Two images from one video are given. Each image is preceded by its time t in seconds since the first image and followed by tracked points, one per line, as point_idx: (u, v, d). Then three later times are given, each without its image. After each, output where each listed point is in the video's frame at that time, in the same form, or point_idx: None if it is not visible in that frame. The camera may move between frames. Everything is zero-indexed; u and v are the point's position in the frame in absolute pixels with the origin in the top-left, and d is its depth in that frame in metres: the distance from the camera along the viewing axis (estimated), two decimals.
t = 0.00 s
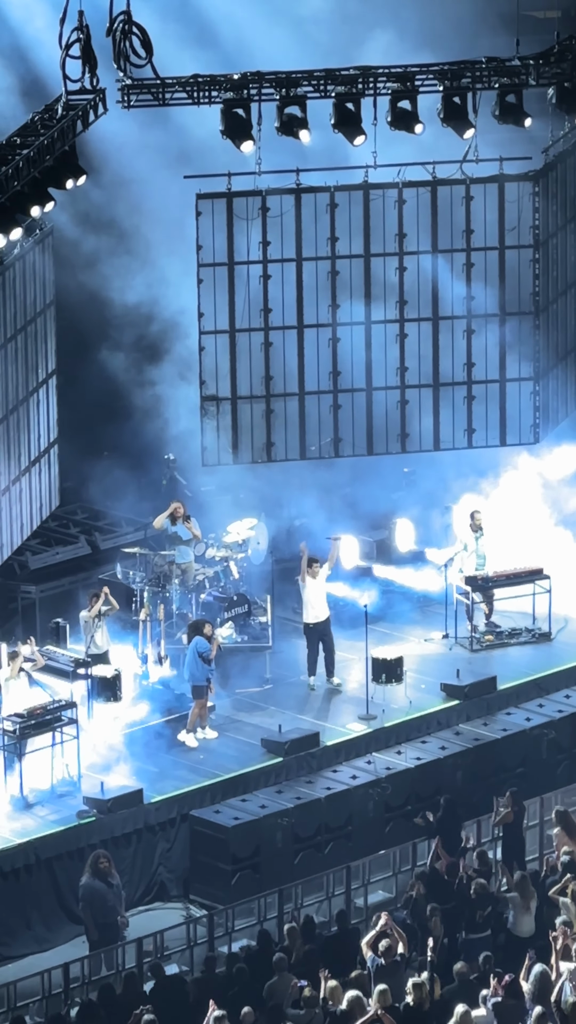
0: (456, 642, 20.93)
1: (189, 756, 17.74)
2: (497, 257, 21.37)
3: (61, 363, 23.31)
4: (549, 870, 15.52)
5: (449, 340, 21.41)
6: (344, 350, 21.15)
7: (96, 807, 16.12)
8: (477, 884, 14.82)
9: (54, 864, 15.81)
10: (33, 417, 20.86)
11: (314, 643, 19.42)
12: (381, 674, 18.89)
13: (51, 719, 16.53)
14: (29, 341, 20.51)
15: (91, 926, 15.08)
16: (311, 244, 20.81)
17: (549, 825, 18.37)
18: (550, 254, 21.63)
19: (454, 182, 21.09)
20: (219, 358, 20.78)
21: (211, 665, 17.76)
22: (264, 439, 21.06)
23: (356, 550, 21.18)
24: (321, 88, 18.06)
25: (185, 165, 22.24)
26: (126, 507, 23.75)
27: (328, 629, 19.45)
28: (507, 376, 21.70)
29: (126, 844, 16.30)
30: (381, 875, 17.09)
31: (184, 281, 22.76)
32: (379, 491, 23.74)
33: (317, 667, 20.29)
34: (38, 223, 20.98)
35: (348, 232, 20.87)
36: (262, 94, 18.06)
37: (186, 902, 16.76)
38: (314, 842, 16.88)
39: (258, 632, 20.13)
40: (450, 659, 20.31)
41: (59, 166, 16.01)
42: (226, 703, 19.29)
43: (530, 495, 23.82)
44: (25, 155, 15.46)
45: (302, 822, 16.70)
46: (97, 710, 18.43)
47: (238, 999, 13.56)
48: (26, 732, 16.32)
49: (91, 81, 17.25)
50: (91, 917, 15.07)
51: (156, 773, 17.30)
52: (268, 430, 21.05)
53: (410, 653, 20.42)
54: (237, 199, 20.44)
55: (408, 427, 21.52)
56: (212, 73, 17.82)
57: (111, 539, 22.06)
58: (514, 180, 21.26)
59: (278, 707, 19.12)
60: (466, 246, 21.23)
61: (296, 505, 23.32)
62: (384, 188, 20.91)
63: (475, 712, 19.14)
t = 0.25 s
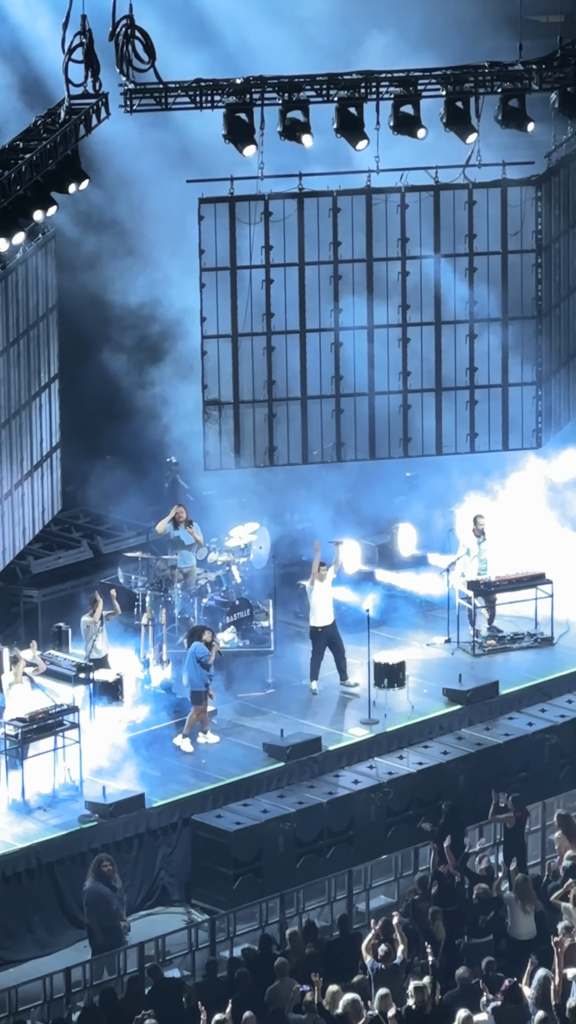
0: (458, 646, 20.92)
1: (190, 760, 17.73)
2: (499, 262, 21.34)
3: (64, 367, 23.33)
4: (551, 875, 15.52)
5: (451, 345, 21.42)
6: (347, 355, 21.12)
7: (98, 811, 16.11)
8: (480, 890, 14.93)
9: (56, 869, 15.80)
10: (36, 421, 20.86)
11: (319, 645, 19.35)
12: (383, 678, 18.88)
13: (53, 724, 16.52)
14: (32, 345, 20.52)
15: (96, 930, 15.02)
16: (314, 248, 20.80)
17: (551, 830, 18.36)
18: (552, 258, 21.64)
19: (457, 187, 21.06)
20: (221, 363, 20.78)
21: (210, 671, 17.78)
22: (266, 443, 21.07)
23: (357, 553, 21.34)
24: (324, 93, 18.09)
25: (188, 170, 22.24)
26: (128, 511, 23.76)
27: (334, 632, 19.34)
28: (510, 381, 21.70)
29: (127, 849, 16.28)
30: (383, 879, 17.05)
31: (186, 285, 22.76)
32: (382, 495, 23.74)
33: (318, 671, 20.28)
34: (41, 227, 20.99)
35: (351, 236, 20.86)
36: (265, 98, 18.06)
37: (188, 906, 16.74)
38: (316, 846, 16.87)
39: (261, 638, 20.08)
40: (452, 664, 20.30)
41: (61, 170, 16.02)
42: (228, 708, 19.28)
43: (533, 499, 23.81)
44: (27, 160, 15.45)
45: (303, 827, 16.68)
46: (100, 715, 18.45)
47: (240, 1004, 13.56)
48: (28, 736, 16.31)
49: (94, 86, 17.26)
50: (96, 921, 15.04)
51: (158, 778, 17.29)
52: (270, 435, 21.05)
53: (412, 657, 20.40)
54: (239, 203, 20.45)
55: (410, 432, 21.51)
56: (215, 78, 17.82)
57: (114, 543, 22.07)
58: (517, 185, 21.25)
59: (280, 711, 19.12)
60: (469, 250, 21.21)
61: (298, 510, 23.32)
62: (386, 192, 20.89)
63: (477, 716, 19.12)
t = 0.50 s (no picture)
0: (460, 649, 20.91)
1: (191, 764, 17.71)
2: (501, 265, 21.33)
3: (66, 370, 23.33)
4: (552, 878, 15.52)
5: (453, 348, 21.41)
6: (349, 358, 21.09)
7: (99, 814, 16.10)
8: (482, 892, 15.03)
9: (58, 872, 15.79)
10: (37, 424, 20.86)
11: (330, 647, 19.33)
12: (385, 682, 18.87)
13: (54, 726, 16.51)
14: (33, 348, 20.53)
15: (102, 931, 15.06)
16: (316, 251, 20.78)
17: (552, 833, 18.35)
18: (555, 261, 21.64)
19: (459, 190, 21.06)
20: (223, 366, 20.76)
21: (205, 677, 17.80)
22: (269, 445, 21.03)
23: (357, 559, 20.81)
24: (327, 96, 18.22)
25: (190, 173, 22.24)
26: (130, 513, 23.78)
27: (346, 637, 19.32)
28: (512, 385, 21.68)
29: (129, 852, 16.26)
30: (385, 882, 17.02)
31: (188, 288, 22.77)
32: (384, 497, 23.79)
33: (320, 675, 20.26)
34: (43, 230, 20.99)
35: (353, 239, 20.84)
36: (267, 101, 18.06)
37: (189, 909, 16.79)
38: (317, 849, 16.87)
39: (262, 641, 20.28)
40: (454, 667, 20.29)
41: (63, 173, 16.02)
42: (230, 711, 19.27)
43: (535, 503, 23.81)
44: (29, 163, 15.46)
45: (305, 830, 16.67)
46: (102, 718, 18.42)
47: (241, 1008, 13.55)
48: (29, 739, 16.30)
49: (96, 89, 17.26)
50: (102, 923, 15.06)
51: (159, 781, 17.28)
52: (272, 437, 21.03)
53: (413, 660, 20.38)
54: (241, 206, 20.46)
55: (412, 435, 21.49)
56: (217, 81, 17.81)
57: (115, 546, 22.08)
58: (520, 188, 21.25)
59: (282, 714, 19.12)
60: (471, 253, 21.20)
61: (299, 512, 23.33)
62: (389, 196, 20.87)
63: (478, 720, 19.11)
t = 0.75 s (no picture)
0: (458, 653, 20.90)
1: (190, 767, 17.71)
2: (500, 268, 21.33)
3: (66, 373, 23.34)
4: (551, 882, 15.53)
5: (452, 352, 21.39)
6: (348, 361, 21.09)
7: (98, 818, 16.08)
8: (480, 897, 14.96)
9: (56, 875, 15.77)
10: (36, 427, 20.86)
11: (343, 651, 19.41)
12: (384, 686, 18.85)
13: (53, 730, 16.50)
14: (33, 352, 20.53)
15: (103, 935, 15.05)
16: (315, 255, 20.76)
17: (551, 837, 18.35)
18: (553, 265, 21.67)
19: (458, 193, 21.05)
20: (222, 369, 20.74)
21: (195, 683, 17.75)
22: (268, 449, 21.01)
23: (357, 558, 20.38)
24: (326, 100, 18.06)
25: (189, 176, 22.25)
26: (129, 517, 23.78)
27: (356, 641, 19.41)
28: (511, 389, 21.67)
29: (127, 855, 16.25)
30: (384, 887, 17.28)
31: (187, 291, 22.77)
32: (382, 500, 23.86)
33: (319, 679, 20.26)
34: (43, 234, 20.99)
35: (352, 242, 20.82)
36: (266, 104, 18.06)
37: (187, 912, 16.77)
38: (316, 853, 16.85)
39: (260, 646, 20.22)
40: (452, 671, 20.28)
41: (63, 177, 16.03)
42: (229, 714, 19.26)
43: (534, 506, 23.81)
44: (29, 166, 15.45)
45: (304, 833, 16.66)
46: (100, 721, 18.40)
47: (239, 1011, 13.54)
48: (28, 743, 16.29)
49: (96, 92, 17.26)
50: (102, 925, 15.04)
51: (158, 784, 17.27)
52: (271, 441, 20.99)
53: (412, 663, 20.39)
54: (240, 210, 20.45)
55: (411, 439, 21.48)
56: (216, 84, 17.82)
57: (114, 549, 22.09)
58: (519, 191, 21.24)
59: (280, 718, 19.12)
60: (470, 257, 21.20)
61: (298, 516, 23.32)
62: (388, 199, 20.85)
63: (477, 723, 19.10)
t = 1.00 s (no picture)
0: (456, 656, 20.90)
1: (187, 770, 17.70)
2: (498, 272, 21.36)
3: (64, 376, 23.33)
4: (548, 885, 15.54)
5: (450, 356, 21.39)
6: (345, 364, 21.10)
7: (96, 820, 16.08)
8: (479, 898, 14.93)
9: (54, 878, 15.76)
10: (34, 430, 20.86)
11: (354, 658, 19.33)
12: (381, 689, 18.87)
13: (51, 732, 16.49)
14: (30, 354, 20.53)
15: (102, 936, 15.07)
16: (313, 258, 20.77)
17: (548, 840, 18.35)
18: (551, 268, 21.68)
19: (456, 197, 21.06)
20: (220, 372, 20.74)
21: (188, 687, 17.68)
22: (265, 452, 21.00)
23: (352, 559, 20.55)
24: (323, 101, 18.10)
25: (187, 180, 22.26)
26: (127, 519, 23.80)
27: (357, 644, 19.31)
28: (508, 392, 21.67)
29: (125, 858, 16.25)
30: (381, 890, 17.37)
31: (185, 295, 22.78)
32: (379, 504, 23.92)
33: (316, 682, 20.25)
34: (41, 236, 20.99)
35: (350, 245, 20.84)
36: (264, 107, 18.06)
37: (185, 915, 16.76)
38: (313, 856, 16.84)
39: (258, 647, 19.93)
40: (450, 673, 20.29)
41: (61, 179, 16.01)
42: (227, 717, 19.26)
43: (532, 509, 23.84)
44: (27, 169, 15.46)
45: (301, 836, 16.66)
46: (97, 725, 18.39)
47: (237, 1013, 13.55)
48: (26, 746, 16.29)
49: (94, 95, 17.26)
50: (101, 927, 15.05)
51: (156, 787, 17.27)
52: (269, 443, 20.96)
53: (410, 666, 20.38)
54: (238, 213, 20.43)
55: (408, 443, 21.48)
56: (214, 87, 17.82)
57: (112, 552, 22.10)
58: (516, 195, 21.27)
59: (277, 720, 19.13)
60: (467, 260, 21.23)
61: (296, 518, 23.34)
62: (386, 202, 20.84)
63: (475, 726, 19.10)
